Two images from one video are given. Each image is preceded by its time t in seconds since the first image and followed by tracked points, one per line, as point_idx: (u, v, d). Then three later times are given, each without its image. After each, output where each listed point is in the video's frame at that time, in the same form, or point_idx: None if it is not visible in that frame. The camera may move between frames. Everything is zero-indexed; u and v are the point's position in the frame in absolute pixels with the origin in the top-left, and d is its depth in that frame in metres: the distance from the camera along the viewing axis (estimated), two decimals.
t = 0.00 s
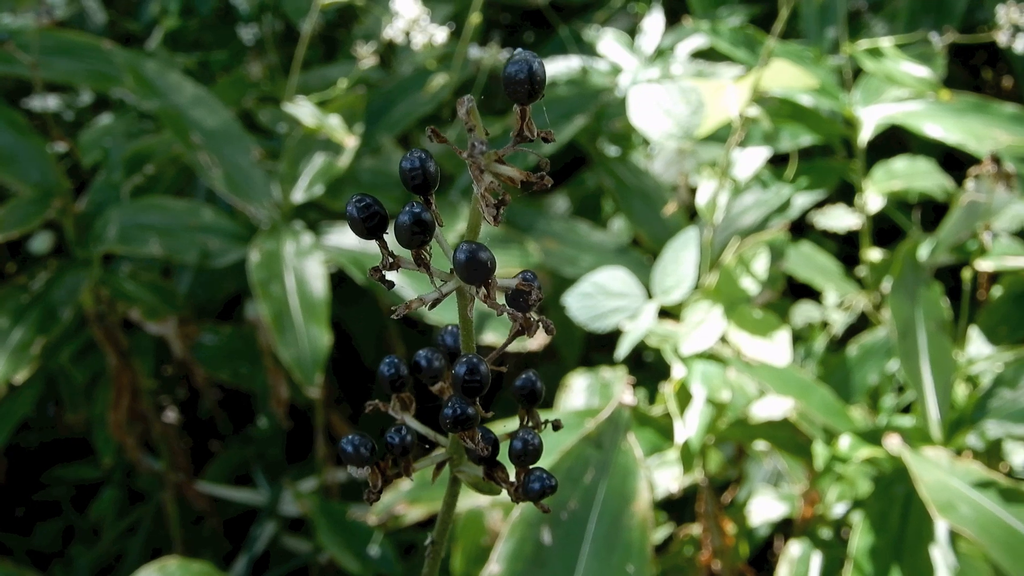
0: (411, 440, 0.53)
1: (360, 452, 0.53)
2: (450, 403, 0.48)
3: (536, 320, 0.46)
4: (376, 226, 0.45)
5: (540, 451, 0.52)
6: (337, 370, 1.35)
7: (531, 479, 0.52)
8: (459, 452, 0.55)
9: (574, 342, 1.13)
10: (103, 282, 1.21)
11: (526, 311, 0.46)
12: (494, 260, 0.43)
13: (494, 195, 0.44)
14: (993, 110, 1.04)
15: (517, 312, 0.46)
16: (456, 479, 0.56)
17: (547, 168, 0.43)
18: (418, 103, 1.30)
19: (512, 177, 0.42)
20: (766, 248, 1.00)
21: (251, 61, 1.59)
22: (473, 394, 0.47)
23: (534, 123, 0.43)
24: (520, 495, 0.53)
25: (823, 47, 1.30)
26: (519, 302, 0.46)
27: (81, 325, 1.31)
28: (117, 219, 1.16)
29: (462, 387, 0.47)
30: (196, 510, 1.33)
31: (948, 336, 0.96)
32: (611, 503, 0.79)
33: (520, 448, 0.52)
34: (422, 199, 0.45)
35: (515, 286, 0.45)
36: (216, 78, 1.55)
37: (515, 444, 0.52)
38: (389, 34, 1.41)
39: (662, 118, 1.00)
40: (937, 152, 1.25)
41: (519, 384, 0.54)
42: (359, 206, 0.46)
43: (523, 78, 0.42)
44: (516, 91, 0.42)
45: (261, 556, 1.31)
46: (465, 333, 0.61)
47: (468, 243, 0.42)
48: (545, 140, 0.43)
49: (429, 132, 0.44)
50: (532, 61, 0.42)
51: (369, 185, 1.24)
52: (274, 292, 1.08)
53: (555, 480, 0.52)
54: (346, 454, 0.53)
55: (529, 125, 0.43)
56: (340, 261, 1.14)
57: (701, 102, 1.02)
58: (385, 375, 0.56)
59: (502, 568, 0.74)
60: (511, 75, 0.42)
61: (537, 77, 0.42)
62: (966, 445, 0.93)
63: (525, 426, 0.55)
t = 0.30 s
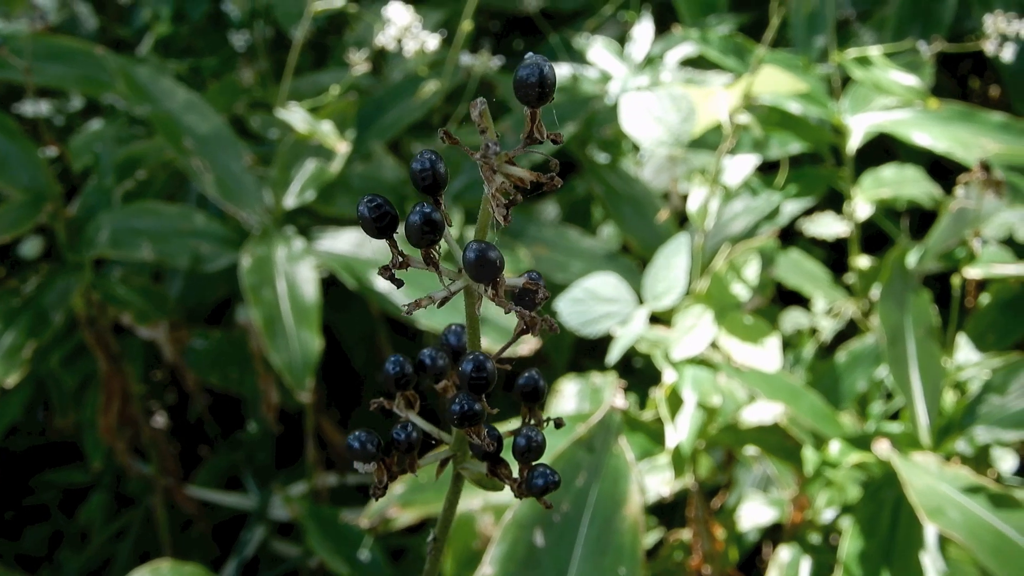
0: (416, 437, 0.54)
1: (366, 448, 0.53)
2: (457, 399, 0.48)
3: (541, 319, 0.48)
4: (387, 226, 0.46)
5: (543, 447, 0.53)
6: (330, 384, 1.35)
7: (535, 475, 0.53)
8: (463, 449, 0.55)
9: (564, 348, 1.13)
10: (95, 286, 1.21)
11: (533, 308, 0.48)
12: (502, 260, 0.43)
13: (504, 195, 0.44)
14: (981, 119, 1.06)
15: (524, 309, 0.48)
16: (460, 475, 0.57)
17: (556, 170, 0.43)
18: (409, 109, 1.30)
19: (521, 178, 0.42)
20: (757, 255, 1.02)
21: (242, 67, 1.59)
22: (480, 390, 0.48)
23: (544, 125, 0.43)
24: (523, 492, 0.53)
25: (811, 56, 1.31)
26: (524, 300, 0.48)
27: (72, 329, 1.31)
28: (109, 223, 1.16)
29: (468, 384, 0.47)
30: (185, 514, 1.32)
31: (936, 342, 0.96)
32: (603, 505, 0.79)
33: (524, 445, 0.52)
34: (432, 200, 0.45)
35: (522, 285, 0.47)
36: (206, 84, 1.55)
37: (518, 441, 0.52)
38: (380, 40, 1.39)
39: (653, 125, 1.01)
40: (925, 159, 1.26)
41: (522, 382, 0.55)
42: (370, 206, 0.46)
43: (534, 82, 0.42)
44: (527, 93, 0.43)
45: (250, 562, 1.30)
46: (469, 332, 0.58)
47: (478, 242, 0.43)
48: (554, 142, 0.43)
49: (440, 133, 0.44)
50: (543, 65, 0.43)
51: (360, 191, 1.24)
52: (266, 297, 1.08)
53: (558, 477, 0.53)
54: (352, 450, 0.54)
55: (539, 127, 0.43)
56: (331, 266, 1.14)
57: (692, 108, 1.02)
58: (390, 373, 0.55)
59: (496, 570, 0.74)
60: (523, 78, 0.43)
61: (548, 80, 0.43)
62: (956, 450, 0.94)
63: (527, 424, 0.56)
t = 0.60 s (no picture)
0: (412, 433, 0.54)
1: (364, 444, 0.54)
2: (452, 394, 0.49)
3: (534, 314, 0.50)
4: (382, 226, 0.47)
5: (536, 441, 0.53)
6: (327, 398, 1.34)
7: (528, 467, 0.53)
8: (459, 444, 0.56)
9: (558, 355, 1.13)
10: (90, 299, 1.21)
11: (525, 304, 0.49)
12: (494, 257, 0.44)
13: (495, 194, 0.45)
14: (969, 124, 1.06)
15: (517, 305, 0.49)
16: (455, 470, 0.57)
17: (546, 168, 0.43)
18: (402, 120, 1.30)
19: (511, 176, 0.43)
20: (748, 260, 1.02)
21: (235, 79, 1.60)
22: (474, 384, 0.48)
23: (533, 125, 0.43)
24: (516, 485, 0.54)
25: (801, 63, 1.33)
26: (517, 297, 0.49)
27: (66, 342, 1.31)
28: (103, 236, 1.16)
29: (463, 378, 0.48)
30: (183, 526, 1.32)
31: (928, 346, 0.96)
32: (599, 509, 0.79)
33: (517, 439, 0.53)
34: (426, 200, 0.46)
35: (514, 282, 0.48)
36: (200, 96, 1.55)
37: (511, 435, 0.53)
38: (372, 51, 1.39)
39: (644, 132, 1.01)
40: (915, 165, 1.27)
41: (514, 378, 0.56)
42: (365, 206, 0.47)
43: (523, 84, 0.43)
44: (516, 94, 0.43)
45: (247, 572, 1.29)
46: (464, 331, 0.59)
47: (470, 240, 0.43)
48: (543, 141, 0.43)
49: (432, 134, 0.45)
50: (532, 66, 0.43)
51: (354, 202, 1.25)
52: (261, 308, 1.08)
53: (551, 469, 0.54)
54: (350, 445, 0.55)
55: (527, 127, 0.43)
56: (325, 276, 1.15)
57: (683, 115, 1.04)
58: (387, 371, 0.56)
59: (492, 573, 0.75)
60: (512, 80, 0.43)
61: (537, 81, 0.43)
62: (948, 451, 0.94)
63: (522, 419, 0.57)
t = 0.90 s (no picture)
0: (413, 419, 0.56)
1: (365, 430, 0.54)
2: (451, 378, 0.50)
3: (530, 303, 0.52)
4: (384, 214, 0.48)
5: (534, 427, 0.54)
6: (320, 404, 1.34)
7: (525, 452, 0.55)
8: (458, 431, 0.57)
9: (553, 363, 1.14)
10: (86, 307, 1.21)
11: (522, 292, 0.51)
12: (492, 244, 0.45)
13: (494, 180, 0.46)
14: (960, 132, 1.07)
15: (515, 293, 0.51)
16: (454, 458, 0.59)
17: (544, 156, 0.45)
18: (397, 128, 1.31)
19: (510, 164, 0.44)
20: (742, 266, 1.03)
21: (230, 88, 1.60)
22: (473, 369, 0.50)
23: (531, 116, 0.44)
24: (515, 470, 0.55)
25: (793, 72, 1.34)
26: (515, 284, 0.51)
27: (61, 350, 1.31)
28: (99, 243, 1.17)
29: (462, 364, 0.49)
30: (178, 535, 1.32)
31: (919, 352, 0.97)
32: (594, 511, 0.79)
33: (515, 425, 0.54)
34: (425, 188, 0.47)
35: (512, 269, 0.50)
36: (195, 105, 1.55)
37: (509, 422, 0.54)
38: (368, 60, 1.39)
39: (638, 138, 1.02)
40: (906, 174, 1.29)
41: (512, 367, 0.57)
42: (367, 195, 0.48)
43: (519, 74, 0.43)
44: (513, 85, 0.44)
45: None
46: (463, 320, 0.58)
47: (470, 228, 0.45)
48: (540, 131, 0.44)
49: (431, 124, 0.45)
50: (528, 59, 0.44)
51: (350, 210, 1.26)
52: (257, 315, 1.08)
53: (549, 453, 0.55)
54: (352, 431, 0.55)
55: (525, 117, 0.44)
56: (322, 284, 1.15)
57: (676, 121, 1.04)
58: (387, 360, 0.56)
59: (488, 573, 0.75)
60: (509, 71, 0.44)
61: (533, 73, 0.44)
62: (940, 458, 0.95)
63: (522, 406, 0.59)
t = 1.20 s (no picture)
0: (423, 420, 0.56)
1: (376, 431, 0.56)
2: (462, 379, 0.50)
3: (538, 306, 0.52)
4: (398, 218, 0.49)
5: (541, 428, 0.55)
6: (316, 414, 1.33)
7: (533, 453, 0.55)
8: (466, 433, 0.58)
9: (550, 374, 1.14)
10: (84, 316, 1.22)
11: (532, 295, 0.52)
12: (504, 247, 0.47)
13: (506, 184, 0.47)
14: (954, 147, 1.08)
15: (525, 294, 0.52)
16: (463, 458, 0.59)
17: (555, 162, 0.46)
18: (395, 140, 1.32)
19: (522, 169, 0.46)
20: (739, 277, 1.03)
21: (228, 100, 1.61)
22: (484, 370, 0.51)
23: (542, 122, 0.46)
24: (522, 470, 0.56)
25: (789, 87, 1.35)
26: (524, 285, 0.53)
27: (58, 360, 1.31)
28: (98, 253, 1.17)
29: (472, 365, 0.50)
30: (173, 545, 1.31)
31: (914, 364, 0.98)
32: (594, 519, 0.80)
33: (523, 426, 0.55)
34: (438, 193, 0.48)
35: (522, 272, 0.51)
36: (193, 116, 1.56)
37: (517, 422, 0.55)
38: (367, 73, 1.42)
39: (636, 151, 1.03)
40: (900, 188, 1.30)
41: (520, 369, 0.58)
42: (381, 199, 0.49)
43: (534, 82, 0.44)
44: (527, 92, 0.45)
45: None
46: (472, 324, 0.58)
47: (482, 231, 0.46)
48: (552, 137, 0.46)
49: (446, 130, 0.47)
50: (541, 65, 0.45)
51: (348, 222, 1.27)
52: (255, 325, 1.08)
53: (556, 454, 0.56)
54: (363, 431, 0.57)
55: (537, 123, 0.46)
56: (319, 295, 1.15)
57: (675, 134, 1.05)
58: (397, 362, 0.57)
59: None
60: (523, 79, 0.45)
61: (546, 80, 0.45)
62: (937, 469, 0.96)
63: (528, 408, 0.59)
